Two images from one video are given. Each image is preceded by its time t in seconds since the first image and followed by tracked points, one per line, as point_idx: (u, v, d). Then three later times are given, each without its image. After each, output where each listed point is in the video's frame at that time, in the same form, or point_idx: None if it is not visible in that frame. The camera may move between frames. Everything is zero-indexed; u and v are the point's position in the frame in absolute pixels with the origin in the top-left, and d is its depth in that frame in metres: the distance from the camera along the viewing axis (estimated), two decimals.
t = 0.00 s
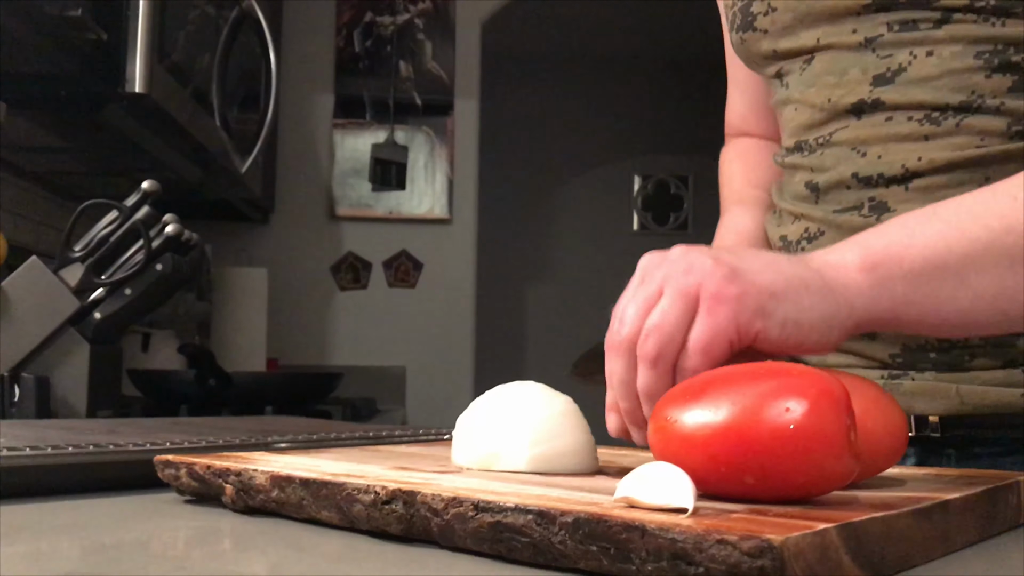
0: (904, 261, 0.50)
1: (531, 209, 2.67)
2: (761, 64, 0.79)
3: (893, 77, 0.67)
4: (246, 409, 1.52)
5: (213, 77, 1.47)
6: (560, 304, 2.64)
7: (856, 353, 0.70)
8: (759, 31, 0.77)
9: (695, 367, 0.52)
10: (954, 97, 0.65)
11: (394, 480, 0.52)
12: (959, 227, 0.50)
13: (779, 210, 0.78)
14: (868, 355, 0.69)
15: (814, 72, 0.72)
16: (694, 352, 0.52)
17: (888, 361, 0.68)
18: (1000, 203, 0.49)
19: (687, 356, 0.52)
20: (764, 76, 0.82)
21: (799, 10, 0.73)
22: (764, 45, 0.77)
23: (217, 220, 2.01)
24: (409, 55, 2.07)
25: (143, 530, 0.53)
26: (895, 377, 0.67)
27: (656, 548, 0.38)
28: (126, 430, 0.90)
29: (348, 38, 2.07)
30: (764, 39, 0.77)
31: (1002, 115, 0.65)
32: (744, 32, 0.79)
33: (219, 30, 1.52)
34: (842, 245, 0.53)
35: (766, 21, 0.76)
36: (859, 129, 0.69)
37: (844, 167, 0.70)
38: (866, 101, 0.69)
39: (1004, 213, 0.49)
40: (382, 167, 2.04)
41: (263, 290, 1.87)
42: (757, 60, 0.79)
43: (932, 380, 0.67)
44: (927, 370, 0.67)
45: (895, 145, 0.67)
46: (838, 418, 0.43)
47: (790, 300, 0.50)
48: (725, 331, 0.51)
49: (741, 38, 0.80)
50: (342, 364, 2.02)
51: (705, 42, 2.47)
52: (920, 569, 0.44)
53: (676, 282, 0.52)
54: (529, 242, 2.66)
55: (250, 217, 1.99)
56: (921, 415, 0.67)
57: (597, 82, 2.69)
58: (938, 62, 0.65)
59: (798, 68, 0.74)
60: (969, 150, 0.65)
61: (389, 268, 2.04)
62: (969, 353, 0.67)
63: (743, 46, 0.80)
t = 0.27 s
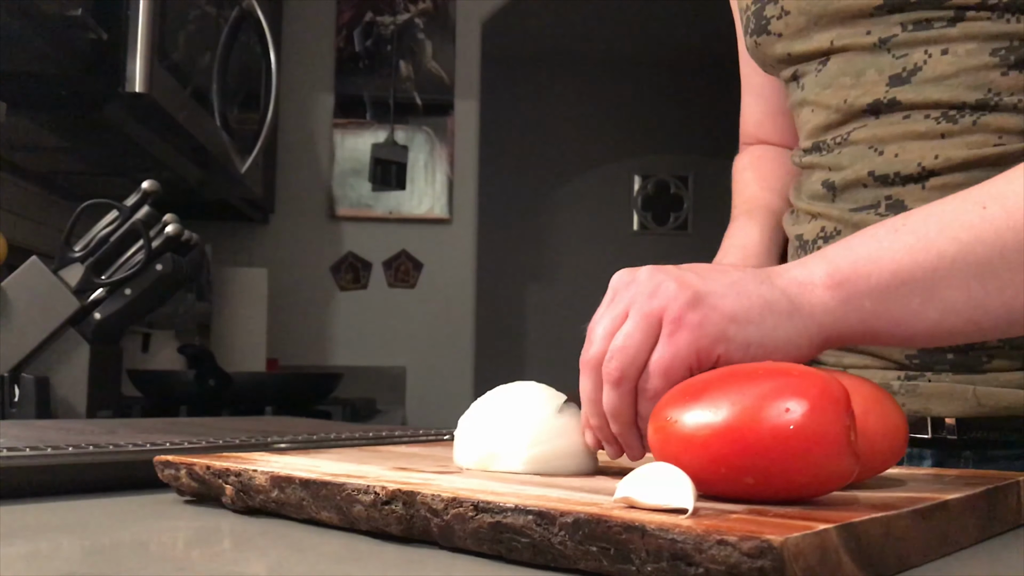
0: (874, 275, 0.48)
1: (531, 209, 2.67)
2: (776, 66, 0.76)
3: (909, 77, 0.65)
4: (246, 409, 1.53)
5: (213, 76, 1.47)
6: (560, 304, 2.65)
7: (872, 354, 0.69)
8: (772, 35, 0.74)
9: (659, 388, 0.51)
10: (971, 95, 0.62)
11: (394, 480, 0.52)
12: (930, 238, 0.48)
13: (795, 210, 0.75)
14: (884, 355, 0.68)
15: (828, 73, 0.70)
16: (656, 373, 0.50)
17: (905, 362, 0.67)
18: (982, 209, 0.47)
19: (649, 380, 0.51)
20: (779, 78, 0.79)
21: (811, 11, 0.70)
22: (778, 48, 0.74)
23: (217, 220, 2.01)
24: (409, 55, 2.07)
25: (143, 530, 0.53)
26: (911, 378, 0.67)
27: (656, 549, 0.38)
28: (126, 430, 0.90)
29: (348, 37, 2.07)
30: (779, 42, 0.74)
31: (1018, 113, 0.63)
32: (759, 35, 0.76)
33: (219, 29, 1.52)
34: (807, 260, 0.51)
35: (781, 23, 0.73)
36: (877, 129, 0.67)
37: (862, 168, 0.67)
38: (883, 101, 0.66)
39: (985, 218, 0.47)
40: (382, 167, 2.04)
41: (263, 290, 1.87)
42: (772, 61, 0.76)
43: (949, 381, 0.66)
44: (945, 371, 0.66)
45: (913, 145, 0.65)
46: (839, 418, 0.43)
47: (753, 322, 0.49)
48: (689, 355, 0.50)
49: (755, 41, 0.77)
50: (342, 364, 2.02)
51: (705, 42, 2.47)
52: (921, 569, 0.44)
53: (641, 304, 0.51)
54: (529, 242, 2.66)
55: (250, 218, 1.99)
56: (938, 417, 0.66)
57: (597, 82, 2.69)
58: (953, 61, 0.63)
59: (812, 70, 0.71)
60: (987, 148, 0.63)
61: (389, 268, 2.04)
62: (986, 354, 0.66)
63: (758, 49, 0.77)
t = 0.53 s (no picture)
0: (868, 261, 0.48)
1: (531, 209, 2.67)
2: (779, 63, 0.80)
3: (914, 73, 0.68)
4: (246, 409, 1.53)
5: (213, 76, 1.48)
6: (560, 304, 2.64)
7: (878, 352, 0.71)
8: (776, 32, 0.78)
9: (662, 373, 0.52)
10: (976, 92, 0.66)
11: (393, 480, 0.52)
12: (928, 224, 0.47)
13: (799, 206, 0.78)
14: (890, 352, 0.70)
15: (832, 70, 0.73)
16: (660, 357, 0.51)
17: (911, 360, 0.69)
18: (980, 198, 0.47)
19: (652, 362, 0.52)
20: (783, 76, 0.83)
21: (817, 10, 0.73)
22: (782, 45, 0.78)
23: (216, 220, 2.01)
24: (409, 55, 2.07)
25: (143, 530, 0.53)
26: (917, 376, 0.68)
27: (657, 549, 0.38)
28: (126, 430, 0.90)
29: (348, 37, 2.07)
30: (782, 39, 0.78)
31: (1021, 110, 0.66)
32: (763, 32, 0.80)
33: (219, 30, 1.52)
34: (813, 242, 0.51)
35: (785, 20, 0.77)
36: (881, 125, 0.70)
37: (866, 162, 0.70)
38: (886, 97, 0.69)
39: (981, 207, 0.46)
40: (382, 167, 2.04)
41: (263, 290, 1.87)
42: (775, 60, 0.80)
43: (956, 380, 0.68)
44: (951, 369, 0.68)
45: (916, 141, 0.68)
46: (838, 418, 0.43)
47: (757, 309, 0.50)
48: (692, 337, 0.51)
49: (759, 39, 0.81)
50: (341, 364, 2.02)
51: (705, 42, 2.47)
52: (921, 569, 0.44)
53: (645, 287, 0.52)
54: (529, 242, 2.66)
55: (250, 217, 1.99)
56: (944, 415, 0.68)
57: (597, 82, 2.69)
58: (958, 58, 0.66)
59: (815, 67, 0.75)
60: (991, 144, 0.66)
61: (389, 268, 2.04)
62: (993, 352, 0.67)
63: (761, 47, 0.82)
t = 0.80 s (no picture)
0: (734, 140, 0.40)
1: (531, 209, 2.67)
2: (799, 56, 0.81)
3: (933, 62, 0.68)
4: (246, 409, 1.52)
5: (213, 76, 1.47)
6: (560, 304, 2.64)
7: (899, 353, 0.76)
8: (796, 25, 0.79)
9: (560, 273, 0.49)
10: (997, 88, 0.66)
11: (393, 481, 0.52)
12: (823, 99, 0.38)
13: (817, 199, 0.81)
14: (909, 351, 0.75)
15: (851, 61, 0.73)
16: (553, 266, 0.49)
17: (929, 360, 0.74)
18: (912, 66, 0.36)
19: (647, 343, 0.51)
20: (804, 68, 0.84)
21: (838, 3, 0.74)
22: (802, 38, 0.79)
23: (216, 220, 2.01)
24: (409, 55, 2.07)
25: (143, 530, 0.53)
26: (934, 373, 0.74)
27: (657, 549, 0.38)
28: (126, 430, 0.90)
29: (348, 37, 2.07)
30: (802, 32, 0.79)
31: None
32: (783, 26, 0.81)
33: (219, 30, 1.52)
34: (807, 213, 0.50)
35: (804, 14, 0.78)
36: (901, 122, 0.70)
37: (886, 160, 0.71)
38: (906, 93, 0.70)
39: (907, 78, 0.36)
40: (382, 167, 2.04)
41: (263, 290, 1.87)
42: (795, 53, 0.81)
43: (973, 379, 0.72)
44: (969, 369, 0.73)
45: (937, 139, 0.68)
46: (839, 418, 0.43)
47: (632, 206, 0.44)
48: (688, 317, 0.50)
49: (779, 32, 0.82)
50: (341, 364, 2.02)
51: (704, 42, 2.47)
52: (922, 569, 0.44)
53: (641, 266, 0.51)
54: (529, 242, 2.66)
55: (250, 217, 1.99)
56: (960, 413, 0.72)
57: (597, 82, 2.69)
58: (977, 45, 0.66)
59: (836, 59, 0.75)
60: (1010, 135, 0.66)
61: (389, 268, 2.04)
62: (1011, 355, 0.71)
63: (782, 40, 0.82)
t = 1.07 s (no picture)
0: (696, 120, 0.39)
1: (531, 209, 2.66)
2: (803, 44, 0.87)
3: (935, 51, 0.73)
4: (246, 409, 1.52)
5: (213, 76, 1.47)
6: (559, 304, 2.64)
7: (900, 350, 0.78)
8: (801, 16, 0.85)
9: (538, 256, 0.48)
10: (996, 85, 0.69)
11: (394, 481, 0.52)
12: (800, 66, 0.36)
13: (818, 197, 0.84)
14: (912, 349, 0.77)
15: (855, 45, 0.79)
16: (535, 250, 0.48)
17: (932, 358, 0.76)
18: (877, 25, 0.35)
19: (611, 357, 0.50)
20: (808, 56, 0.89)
21: None
22: (805, 28, 0.84)
23: (217, 220, 2.01)
24: (409, 55, 2.07)
25: (144, 531, 0.53)
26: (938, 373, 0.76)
27: (657, 550, 0.38)
28: (126, 430, 0.90)
29: (348, 37, 2.07)
30: (805, 22, 0.84)
31: None
32: (789, 16, 0.87)
33: (219, 29, 1.52)
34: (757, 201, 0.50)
35: (808, 5, 0.83)
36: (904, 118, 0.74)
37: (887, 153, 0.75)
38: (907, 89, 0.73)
39: (872, 41, 0.34)
40: (382, 166, 2.04)
41: (263, 290, 1.87)
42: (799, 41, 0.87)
43: (976, 379, 0.74)
44: (972, 369, 0.74)
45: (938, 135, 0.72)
46: (839, 418, 0.43)
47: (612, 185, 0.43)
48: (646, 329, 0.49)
49: (785, 22, 0.88)
50: (341, 364, 2.02)
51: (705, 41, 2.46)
52: (923, 569, 0.44)
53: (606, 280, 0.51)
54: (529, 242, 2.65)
55: (250, 217, 1.99)
56: (963, 413, 0.74)
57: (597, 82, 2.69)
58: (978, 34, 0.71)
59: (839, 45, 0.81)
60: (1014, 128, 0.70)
61: (389, 268, 2.04)
62: (1015, 354, 0.72)
63: (786, 29, 0.88)
